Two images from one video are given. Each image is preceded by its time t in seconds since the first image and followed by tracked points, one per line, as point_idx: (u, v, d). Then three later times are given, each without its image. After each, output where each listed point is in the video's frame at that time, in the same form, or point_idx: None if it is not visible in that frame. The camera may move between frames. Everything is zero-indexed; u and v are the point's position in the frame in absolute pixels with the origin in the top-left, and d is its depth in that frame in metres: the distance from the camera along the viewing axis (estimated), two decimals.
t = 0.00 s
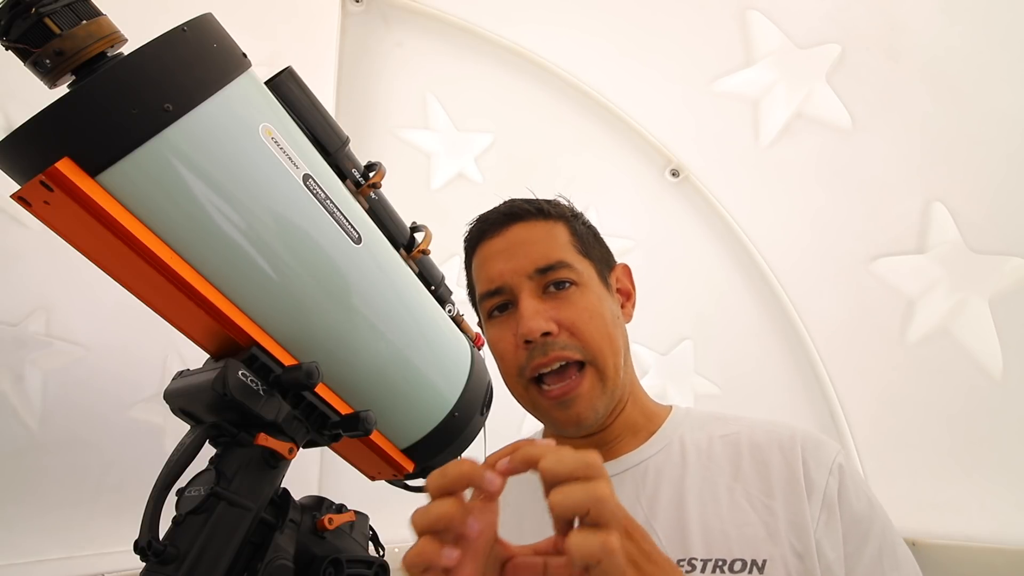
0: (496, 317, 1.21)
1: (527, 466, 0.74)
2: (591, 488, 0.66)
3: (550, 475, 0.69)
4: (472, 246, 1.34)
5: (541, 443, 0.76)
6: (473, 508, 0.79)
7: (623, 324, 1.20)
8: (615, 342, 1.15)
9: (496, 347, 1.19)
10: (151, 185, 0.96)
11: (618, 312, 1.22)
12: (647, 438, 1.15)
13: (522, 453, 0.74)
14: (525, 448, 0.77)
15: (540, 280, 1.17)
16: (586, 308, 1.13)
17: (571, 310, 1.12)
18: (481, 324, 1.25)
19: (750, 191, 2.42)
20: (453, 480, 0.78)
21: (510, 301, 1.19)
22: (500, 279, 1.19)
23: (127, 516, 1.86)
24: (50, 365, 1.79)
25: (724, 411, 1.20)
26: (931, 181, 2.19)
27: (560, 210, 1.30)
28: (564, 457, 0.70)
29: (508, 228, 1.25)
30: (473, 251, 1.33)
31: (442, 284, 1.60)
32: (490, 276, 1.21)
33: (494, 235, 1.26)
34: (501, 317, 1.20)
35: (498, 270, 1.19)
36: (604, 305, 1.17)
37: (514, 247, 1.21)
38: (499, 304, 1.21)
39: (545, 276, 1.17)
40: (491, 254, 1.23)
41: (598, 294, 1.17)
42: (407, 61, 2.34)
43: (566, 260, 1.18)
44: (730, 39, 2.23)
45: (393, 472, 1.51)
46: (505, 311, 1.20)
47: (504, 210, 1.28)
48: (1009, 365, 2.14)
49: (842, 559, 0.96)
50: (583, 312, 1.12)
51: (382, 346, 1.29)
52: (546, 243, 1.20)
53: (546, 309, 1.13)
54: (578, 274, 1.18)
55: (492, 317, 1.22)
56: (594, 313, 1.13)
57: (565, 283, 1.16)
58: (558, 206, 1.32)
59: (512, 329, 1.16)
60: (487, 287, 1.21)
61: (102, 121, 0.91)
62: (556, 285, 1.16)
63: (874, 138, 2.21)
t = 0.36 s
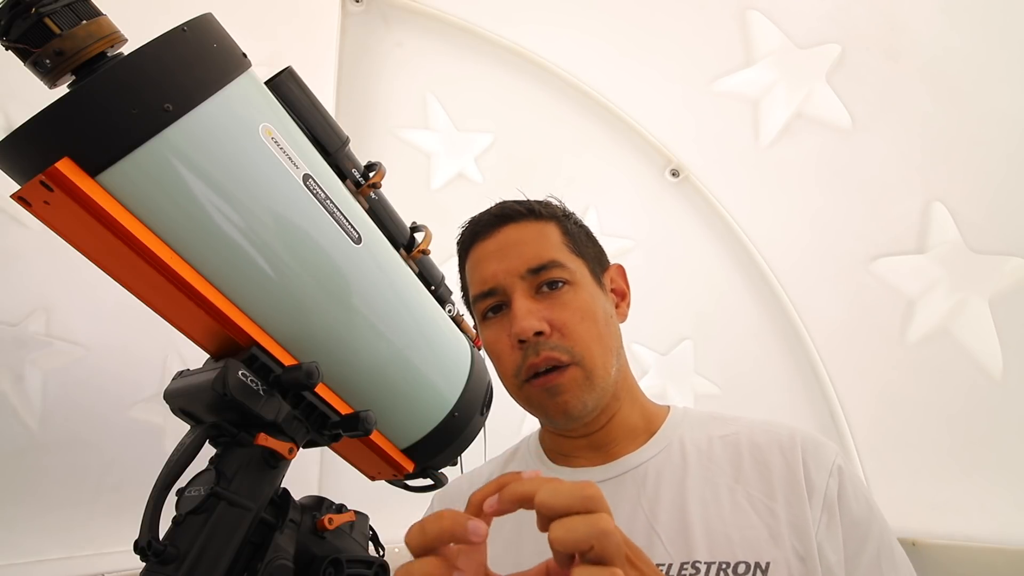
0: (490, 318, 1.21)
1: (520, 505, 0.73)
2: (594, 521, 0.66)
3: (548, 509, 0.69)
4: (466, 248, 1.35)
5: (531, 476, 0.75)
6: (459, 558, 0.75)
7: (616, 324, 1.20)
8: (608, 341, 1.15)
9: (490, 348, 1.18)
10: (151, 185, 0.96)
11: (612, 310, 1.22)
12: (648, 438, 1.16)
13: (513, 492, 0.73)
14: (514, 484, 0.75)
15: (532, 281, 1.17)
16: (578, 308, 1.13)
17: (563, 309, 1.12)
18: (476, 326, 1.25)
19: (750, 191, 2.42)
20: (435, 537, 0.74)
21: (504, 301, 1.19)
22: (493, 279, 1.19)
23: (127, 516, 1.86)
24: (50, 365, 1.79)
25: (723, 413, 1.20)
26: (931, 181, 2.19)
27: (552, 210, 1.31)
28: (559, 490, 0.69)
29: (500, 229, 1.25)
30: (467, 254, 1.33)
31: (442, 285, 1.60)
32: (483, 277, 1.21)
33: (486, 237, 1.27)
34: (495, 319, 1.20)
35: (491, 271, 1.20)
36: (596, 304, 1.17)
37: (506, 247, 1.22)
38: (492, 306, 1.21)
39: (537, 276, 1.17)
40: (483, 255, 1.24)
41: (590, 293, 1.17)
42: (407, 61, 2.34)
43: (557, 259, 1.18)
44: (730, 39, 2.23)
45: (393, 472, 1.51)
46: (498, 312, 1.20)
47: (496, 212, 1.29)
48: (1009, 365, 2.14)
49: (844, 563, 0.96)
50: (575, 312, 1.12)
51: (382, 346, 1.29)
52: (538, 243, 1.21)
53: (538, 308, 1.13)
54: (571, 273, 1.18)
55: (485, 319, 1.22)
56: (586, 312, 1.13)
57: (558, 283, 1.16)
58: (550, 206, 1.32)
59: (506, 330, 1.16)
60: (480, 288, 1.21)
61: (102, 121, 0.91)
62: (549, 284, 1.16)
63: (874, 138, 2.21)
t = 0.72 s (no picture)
0: (491, 319, 1.21)
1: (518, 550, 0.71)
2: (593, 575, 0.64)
3: (546, 559, 0.67)
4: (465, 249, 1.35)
5: (529, 518, 0.73)
6: None
7: (618, 323, 1.20)
8: (610, 341, 1.15)
9: (491, 349, 1.18)
10: (151, 186, 0.96)
11: (613, 310, 1.22)
12: (649, 438, 1.16)
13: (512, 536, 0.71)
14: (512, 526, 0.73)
15: (533, 281, 1.17)
16: (579, 308, 1.13)
17: (565, 310, 1.12)
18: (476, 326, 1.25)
19: (750, 190, 2.42)
20: None
21: (504, 302, 1.19)
22: (493, 280, 1.19)
23: (127, 517, 1.86)
24: (50, 365, 1.79)
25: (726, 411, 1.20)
26: (931, 181, 2.20)
27: (552, 209, 1.31)
28: (559, 539, 0.68)
29: (500, 229, 1.26)
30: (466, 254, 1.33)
31: (442, 284, 1.60)
32: (483, 277, 1.21)
33: (486, 236, 1.27)
34: (496, 319, 1.20)
35: (492, 271, 1.20)
36: (597, 304, 1.16)
37: (507, 247, 1.22)
38: (493, 306, 1.21)
39: (538, 276, 1.17)
40: (483, 255, 1.24)
41: (592, 293, 1.17)
42: (407, 61, 2.34)
43: (558, 259, 1.18)
44: (730, 39, 2.23)
45: (393, 472, 1.51)
46: (499, 313, 1.20)
47: (495, 212, 1.29)
48: (1009, 364, 2.15)
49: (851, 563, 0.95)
50: (576, 312, 1.12)
51: (382, 346, 1.29)
52: (539, 243, 1.21)
53: (539, 308, 1.13)
54: (571, 273, 1.18)
55: (486, 320, 1.22)
56: (588, 312, 1.13)
57: (559, 282, 1.16)
58: (550, 206, 1.32)
59: (506, 331, 1.16)
60: (481, 288, 1.21)
61: (103, 121, 0.91)
62: (549, 284, 1.16)
63: (874, 138, 2.21)
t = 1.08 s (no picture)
0: (487, 318, 1.21)
1: None
2: None
3: None
4: (461, 249, 1.35)
5: (516, 554, 0.77)
6: None
7: (614, 322, 1.19)
8: (607, 340, 1.14)
9: (487, 348, 1.19)
10: (151, 186, 0.96)
11: (610, 308, 1.22)
12: (650, 437, 1.16)
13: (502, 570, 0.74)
14: (502, 560, 0.77)
15: (529, 280, 1.17)
16: (575, 306, 1.13)
17: (560, 308, 1.12)
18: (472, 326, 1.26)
19: (750, 190, 2.41)
20: None
21: (500, 301, 1.20)
22: (489, 279, 1.20)
23: (127, 516, 1.86)
24: (50, 365, 1.79)
25: (728, 410, 1.21)
26: (931, 181, 2.20)
27: (548, 209, 1.31)
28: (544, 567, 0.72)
29: (497, 228, 1.26)
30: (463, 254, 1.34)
31: (443, 285, 1.60)
32: (479, 276, 1.22)
33: (482, 236, 1.27)
34: (492, 318, 1.20)
35: (487, 271, 1.20)
36: (593, 303, 1.16)
37: (503, 247, 1.22)
38: (489, 306, 1.21)
39: (533, 276, 1.17)
40: (479, 254, 1.24)
41: (588, 292, 1.17)
42: (406, 61, 2.34)
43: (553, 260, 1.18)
44: (730, 39, 2.23)
45: (393, 472, 1.51)
46: (495, 312, 1.21)
47: (491, 211, 1.29)
48: (1009, 365, 2.15)
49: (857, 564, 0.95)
50: (572, 310, 1.12)
51: (382, 346, 1.29)
52: (534, 242, 1.21)
53: (535, 307, 1.13)
54: (567, 272, 1.17)
55: (482, 319, 1.22)
56: (584, 311, 1.13)
57: (555, 281, 1.16)
58: (546, 205, 1.32)
59: (501, 330, 1.16)
60: (477, 288, 1.22)
61: (103, 121, 0.91)
62: (545, 283, 1.16)
63: (874, 138, 2.21)
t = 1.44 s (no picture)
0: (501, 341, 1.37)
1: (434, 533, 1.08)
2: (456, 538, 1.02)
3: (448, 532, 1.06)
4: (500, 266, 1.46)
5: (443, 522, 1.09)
6: None
7: (556, 330, 1.17)
8: (539, 359, 1.17)
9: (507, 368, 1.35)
10: (151, 186, 0.96)
11: (557, 313, 1.17)
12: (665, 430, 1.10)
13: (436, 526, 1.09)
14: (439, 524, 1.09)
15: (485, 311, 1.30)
16: (501, 334, 1.21)
17: (492, 339, 1.24)
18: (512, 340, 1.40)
19: (750, 190, 2.41)
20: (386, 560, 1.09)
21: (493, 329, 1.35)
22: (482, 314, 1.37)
23: (127, 516, 1.86)
24: (50, 365, 1.79)
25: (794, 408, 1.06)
26: (931, 182, 2.21)
27: (509, 219, 1.31)
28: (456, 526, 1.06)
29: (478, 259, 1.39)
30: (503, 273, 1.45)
31: (442, 285, 1.60)
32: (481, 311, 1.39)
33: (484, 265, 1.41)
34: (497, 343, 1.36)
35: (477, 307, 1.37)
36: (522, 322, 1.19)
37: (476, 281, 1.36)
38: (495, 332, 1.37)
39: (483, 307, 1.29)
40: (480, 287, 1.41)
41: (517, 314, 1.20)
42: (407, 61, 2.33)
43: (486, 293, 1.26)
44: (729, 39, 2.23)
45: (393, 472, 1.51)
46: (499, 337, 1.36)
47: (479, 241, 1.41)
48: (1009, 365, 2.20)
49: None
50: (499, 339, 1.21)
51: (382, 347, 1.29)
52: (483, 273, 1.30)
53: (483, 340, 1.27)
54: (496, 300, 1.25)
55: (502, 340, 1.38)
56: (507, 337, 1.20)
57: (491, 312, 1.26)
58: (511, 214, 1.32)
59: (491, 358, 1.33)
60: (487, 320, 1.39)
61: (103, 121, 0.91)
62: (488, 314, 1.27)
63: (874, 138, 2.21)
